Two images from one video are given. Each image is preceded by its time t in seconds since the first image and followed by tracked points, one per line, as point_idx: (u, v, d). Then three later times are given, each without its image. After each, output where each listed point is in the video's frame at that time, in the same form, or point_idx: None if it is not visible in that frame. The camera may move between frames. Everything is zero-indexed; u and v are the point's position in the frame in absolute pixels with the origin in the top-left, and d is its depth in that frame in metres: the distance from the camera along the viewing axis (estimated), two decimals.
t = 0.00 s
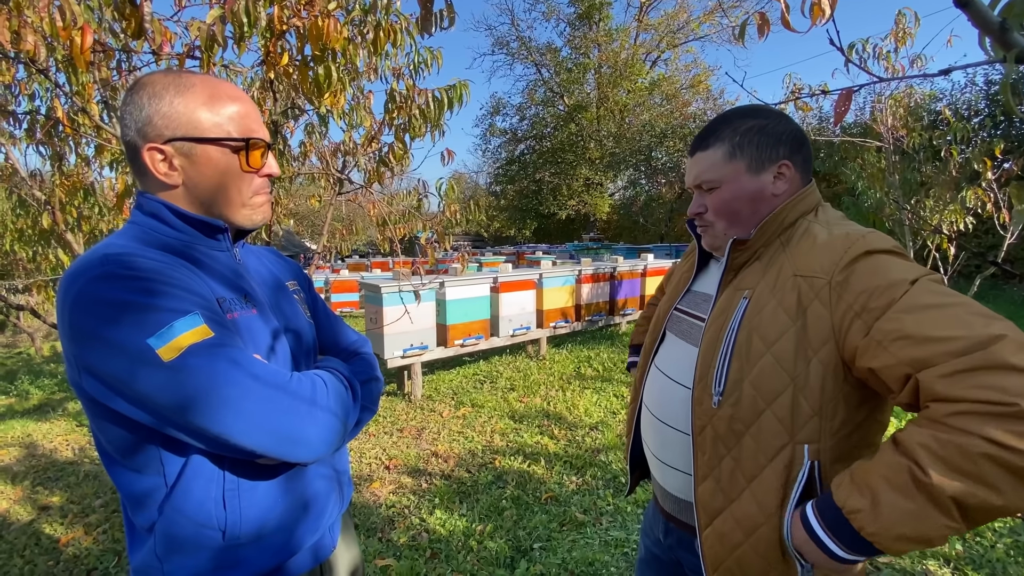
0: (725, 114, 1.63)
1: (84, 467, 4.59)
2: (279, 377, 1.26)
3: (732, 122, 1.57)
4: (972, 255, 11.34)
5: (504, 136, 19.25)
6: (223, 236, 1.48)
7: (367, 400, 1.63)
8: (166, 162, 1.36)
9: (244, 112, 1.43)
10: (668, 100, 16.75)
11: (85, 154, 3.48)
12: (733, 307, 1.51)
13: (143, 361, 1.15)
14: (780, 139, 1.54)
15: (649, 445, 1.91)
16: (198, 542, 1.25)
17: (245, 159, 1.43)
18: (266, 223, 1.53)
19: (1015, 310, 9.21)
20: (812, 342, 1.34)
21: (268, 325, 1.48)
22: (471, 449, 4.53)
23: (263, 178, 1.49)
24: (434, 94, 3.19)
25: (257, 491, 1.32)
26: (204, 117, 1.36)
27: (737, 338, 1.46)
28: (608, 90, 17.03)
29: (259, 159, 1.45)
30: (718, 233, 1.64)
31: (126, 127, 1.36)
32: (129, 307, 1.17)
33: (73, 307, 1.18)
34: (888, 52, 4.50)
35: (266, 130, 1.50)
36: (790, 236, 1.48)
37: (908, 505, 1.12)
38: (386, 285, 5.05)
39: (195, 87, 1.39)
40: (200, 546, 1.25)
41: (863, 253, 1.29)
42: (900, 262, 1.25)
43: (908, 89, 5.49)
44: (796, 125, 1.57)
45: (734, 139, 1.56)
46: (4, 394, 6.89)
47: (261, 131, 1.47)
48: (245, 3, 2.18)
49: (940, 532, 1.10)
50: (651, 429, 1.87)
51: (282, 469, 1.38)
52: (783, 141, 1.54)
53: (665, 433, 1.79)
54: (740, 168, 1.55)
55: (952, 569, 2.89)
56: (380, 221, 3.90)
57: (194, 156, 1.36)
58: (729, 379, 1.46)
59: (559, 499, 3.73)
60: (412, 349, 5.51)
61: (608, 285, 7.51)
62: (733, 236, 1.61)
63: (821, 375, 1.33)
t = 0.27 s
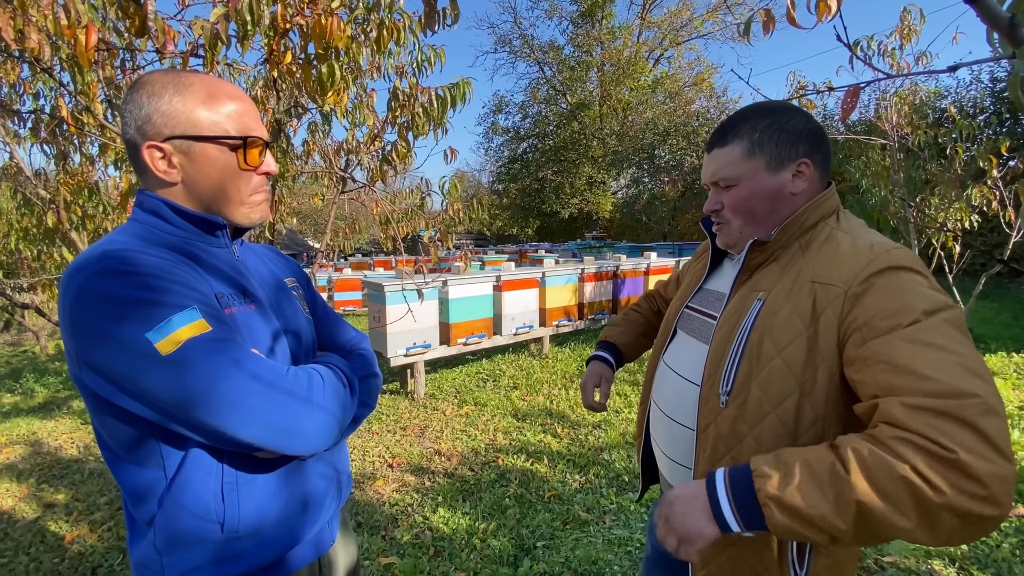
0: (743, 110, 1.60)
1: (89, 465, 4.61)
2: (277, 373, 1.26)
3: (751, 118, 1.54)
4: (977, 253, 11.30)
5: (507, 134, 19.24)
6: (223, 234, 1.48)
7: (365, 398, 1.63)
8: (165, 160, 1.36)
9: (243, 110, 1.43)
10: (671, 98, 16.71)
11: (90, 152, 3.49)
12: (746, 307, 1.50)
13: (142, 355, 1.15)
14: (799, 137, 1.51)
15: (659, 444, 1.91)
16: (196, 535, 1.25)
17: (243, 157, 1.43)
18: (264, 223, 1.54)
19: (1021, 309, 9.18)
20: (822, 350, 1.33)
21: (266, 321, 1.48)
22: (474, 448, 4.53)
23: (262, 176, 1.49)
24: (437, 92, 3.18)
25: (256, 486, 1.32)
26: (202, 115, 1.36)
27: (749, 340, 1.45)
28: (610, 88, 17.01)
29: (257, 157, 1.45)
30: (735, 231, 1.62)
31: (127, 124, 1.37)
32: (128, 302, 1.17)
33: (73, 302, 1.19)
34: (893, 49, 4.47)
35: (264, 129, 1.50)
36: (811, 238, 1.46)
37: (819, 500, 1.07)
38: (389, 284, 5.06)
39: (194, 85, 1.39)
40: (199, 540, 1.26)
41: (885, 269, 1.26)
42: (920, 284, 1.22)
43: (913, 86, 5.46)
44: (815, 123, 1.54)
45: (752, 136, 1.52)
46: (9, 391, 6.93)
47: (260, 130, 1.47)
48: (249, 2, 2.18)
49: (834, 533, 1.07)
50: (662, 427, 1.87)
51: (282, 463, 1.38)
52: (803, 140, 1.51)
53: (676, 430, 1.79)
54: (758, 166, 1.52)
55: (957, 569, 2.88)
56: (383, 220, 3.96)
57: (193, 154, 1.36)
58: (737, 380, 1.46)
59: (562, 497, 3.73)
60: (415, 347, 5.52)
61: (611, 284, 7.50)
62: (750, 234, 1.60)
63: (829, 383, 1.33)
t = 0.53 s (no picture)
0: (763, 105, 1.52)
1: (92, 463, 4.62)
2: (269, 372, 1.26)
3: (773, 114, 1.47)
4: (981, 252, 11.26)
5: (508, 133, 19.23)
6: (217, 231, 1.47)
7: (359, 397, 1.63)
8: (160, 157, 1.36)
9: (238, 108, 1.43)
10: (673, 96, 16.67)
11: (92, 152, 3.50)
12: (744, 299, 1.49)
13: (132, 353, 1.15)
14: (820, 136, 1.45)
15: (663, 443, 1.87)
16: (186, 531, 1.25)
17: (238, 155, 1.42)
18: (259, 221, 1.54)
19: None
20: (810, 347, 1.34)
21: (260, 319, 1.47)
22: (476, 446, 4.53)
23: (258, 173, 1.49)
24: (439, 90, 3.18)
25: (247, 483, 1.32)
26: (198, 113, 1.36)
27: (742, 329, 1.43)
28: (613, 86, 16.99)
29: (252, 155, 1.45)
30: (750, 230, 1.56)
31: (122, 121, 1.36)
32: (119, 300, 1.17)
33: (65, 299, 1.19)
34: (896, 47, 4.46)
35: (260, 126, 1.49)
36: (822, 237, 1.44)
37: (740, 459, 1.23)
38: (391, 282, 5.06)
39: (190, 83, 1.39)
40: (188, 536, 1.25)
41: (883, 278, 1.26)
42: (911, 300, 1.23)
43: (916, 84, 5.44)
44: (835, 121, 1.49)
45: (775, 133, 1.45)
46: (13, 390, 6.95)
47: (256, 128, 1.47)
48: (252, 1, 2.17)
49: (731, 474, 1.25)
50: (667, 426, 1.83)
51: (274, 460, 1.37)
52: (825, 140, 1.46)
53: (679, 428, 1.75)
54: (778, 164, 1.46)
55: (960, 568, 2.87)
56: (386, 218, 3.93)
57: (188, 151, 1.36)
58: (727, 366, 1.44)
59: (564, 496, 3.72)
60: (417, 346, 5.52)
61: (613, 282, 7.49)
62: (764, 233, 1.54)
63: (811, 379, 1.36)
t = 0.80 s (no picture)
0: (769, 100, 1.54)
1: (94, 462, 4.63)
2: (261, 374, 1.26)
3: (780, 109, 1.48)
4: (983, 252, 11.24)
5: (510, 132, 19.23)
6: (212, 229, 1.48)
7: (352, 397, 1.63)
8: (155, 153, 1.36)
9: (233, 105, 1.43)
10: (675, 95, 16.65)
11: (94, 151, 3.50)
12: (753, 304, 1.48)
13: (124, 353, 1.15)
14: (826, 133, 1.46)
15: (663, 443, 1.88)
16: (177, 530, 1.25)
17: (233, 152, 1.42)
18: (256, 218, 1.55)
19: None
20: (830, 354, 1.31)
21: (254, 318, 1.47)
22: (477, 445, 4.54)
23: (253, 171, 1.49)
24: (441, 89, 3.18)
25: (237, 483, 1.31)
26: (192, 110, 1.36)
27: (754, 336, 1.43)
28: (614, 85, 16.99)
29: (248, 152, 1.45)
30: (751, 226, 1.57)
31: (116, 117, 1.36)
32: (112, 299, 1.17)
33: (57, 296, 1.18)
34: (899, 45, 4.45)
35: (256, 123, 1.49)
36: (824, 237, 1.43)
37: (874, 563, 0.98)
38: (393, 282, 5.06)
39: (184, 79, 1.38)
40: (178, 537, 1.25)
41: (900, 276, 1.24)
42: (937, 295, 1.20)
43: (919, 83, 5.42)
44: (840, 119, 1.50)
45: (782, 128, 1.47)
46: (15, 388, 6.97)
47: (251, 124, 1.47)
48: None
49: None
50: (666, 426, 1.84)
51: (265, 461, 1.37)
52: (830, 137, 1.46)
53: (678, 428, 1.76)
54: (784, 160, 1.47)
55: (963, 569, 2.86)
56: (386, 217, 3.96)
57: (182, 148, 1.36)
58: (739, 375, 1.44)
59: (565, 495, 3.72)
60: (419, 345, 5.52)
61: (614, 282, 7.48)
62: (766, 230, 1.55)
63: (834, 388, 1.31)
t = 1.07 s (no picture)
0: (766, 98, 1.53)
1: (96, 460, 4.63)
2: (257, 374, 1.26)
3: (775, 107, 1.47)
4: (985, 251, 11.22)
5: (511, 131, 19.22)
6: (211, 228, 1.48)
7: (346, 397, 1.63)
8: (152, 151, 1.36)
9: (231, 102, 1.43)
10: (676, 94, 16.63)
11: (96, 150, 3.51)
12: (748, 304, 1.48)
13: (122, 352, 1.14)
14: (821, 132, 1.45)
15: (657, 442, 1.88)
16: (170, 529, 1.24)
17: (231, 149, 1.42)
18: (254, 217, 1.55)
19: None
20: (826, 356, 1.31)
21: (252, 319, 1.47)
22: (478, 444, 4.54)
23: (250, 168, 1.49)
24: (443, 88, 3.18)
25: (231, 484, 1.31)
26: (189, 106, 1.36)
27: (749, 338, 1.43)
28: (615, 84, 16.98)
29: (245, 149, 1.45)
30: (745, 224, 1.56)
31: (113, 114, 1.36)
32: (110, 298, 1.15)
33: (54, 293, 1.17)
34: (902, 45, 4.44)
35: (253, 120, 1.49)
36: (817, 238, 1.43)
37: None
38: (394, 281, 5.06)
39: (181, 76, 1.38)
40: (172, 536, 1.24)
41: (896, 278, 1.24)
42: (932, 298, 1.20)
43: (921, 82, 5.42)
44: (836, 117, 1.49)
45: (777, 126, 1.45)
46: (17, 387, 6.98)
47: (248, 121, 1.47)
48: None
49: None
50: (660, 425, 1.83)
51: (259, 463, 1.36)
52: (826, 136, 1.45)
53: (673, 427, 1.76)
54: (779, 159, 1.46)
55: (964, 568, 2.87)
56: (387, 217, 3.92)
57: (180, 145, 1.36)
58: (735, 375, 1.44)
59: (566, 494, 3.73)
60: (420, 344, 5.52)
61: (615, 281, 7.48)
62: (761, 230, 1.54)
63: (829, 389, 1.32)
